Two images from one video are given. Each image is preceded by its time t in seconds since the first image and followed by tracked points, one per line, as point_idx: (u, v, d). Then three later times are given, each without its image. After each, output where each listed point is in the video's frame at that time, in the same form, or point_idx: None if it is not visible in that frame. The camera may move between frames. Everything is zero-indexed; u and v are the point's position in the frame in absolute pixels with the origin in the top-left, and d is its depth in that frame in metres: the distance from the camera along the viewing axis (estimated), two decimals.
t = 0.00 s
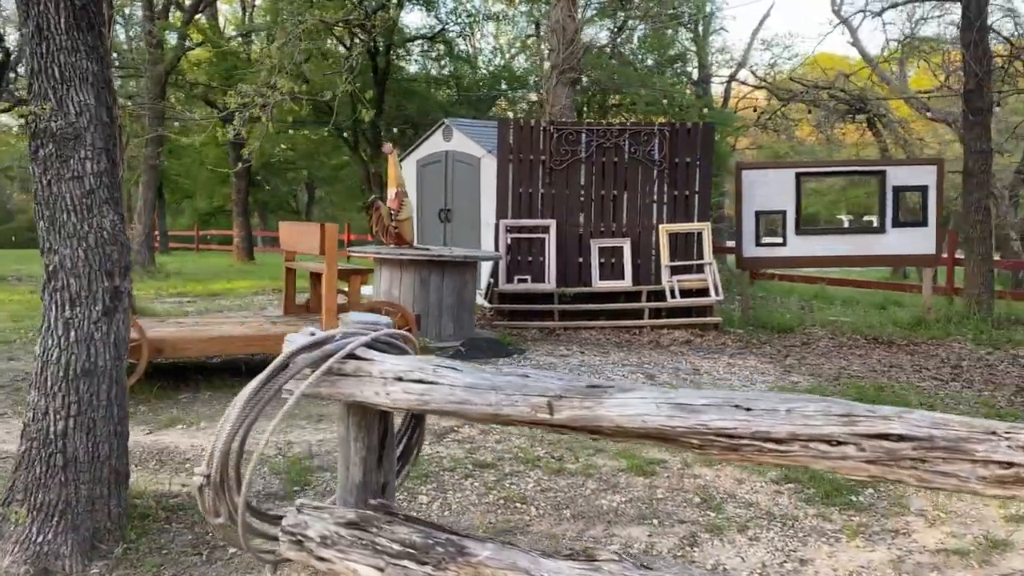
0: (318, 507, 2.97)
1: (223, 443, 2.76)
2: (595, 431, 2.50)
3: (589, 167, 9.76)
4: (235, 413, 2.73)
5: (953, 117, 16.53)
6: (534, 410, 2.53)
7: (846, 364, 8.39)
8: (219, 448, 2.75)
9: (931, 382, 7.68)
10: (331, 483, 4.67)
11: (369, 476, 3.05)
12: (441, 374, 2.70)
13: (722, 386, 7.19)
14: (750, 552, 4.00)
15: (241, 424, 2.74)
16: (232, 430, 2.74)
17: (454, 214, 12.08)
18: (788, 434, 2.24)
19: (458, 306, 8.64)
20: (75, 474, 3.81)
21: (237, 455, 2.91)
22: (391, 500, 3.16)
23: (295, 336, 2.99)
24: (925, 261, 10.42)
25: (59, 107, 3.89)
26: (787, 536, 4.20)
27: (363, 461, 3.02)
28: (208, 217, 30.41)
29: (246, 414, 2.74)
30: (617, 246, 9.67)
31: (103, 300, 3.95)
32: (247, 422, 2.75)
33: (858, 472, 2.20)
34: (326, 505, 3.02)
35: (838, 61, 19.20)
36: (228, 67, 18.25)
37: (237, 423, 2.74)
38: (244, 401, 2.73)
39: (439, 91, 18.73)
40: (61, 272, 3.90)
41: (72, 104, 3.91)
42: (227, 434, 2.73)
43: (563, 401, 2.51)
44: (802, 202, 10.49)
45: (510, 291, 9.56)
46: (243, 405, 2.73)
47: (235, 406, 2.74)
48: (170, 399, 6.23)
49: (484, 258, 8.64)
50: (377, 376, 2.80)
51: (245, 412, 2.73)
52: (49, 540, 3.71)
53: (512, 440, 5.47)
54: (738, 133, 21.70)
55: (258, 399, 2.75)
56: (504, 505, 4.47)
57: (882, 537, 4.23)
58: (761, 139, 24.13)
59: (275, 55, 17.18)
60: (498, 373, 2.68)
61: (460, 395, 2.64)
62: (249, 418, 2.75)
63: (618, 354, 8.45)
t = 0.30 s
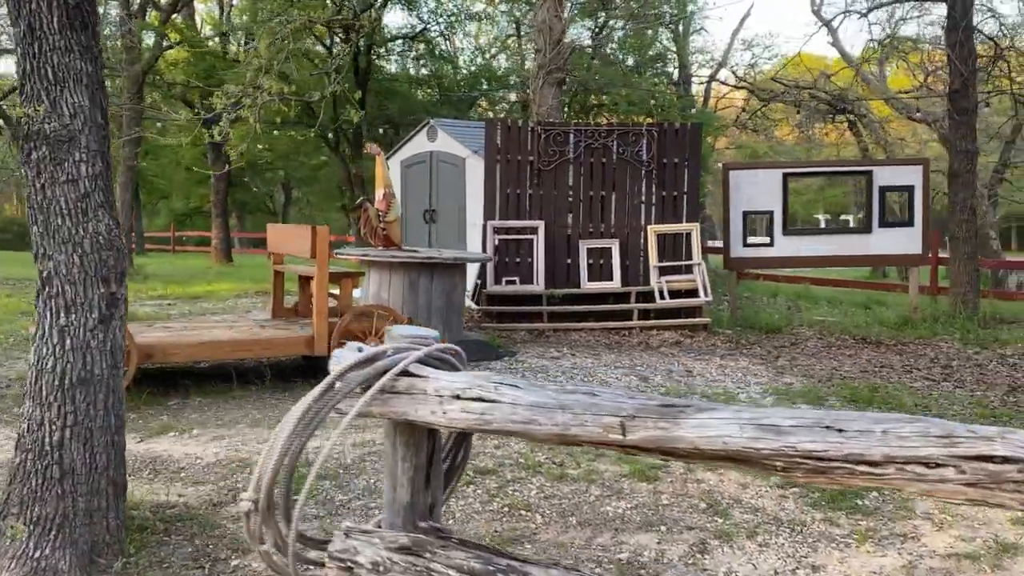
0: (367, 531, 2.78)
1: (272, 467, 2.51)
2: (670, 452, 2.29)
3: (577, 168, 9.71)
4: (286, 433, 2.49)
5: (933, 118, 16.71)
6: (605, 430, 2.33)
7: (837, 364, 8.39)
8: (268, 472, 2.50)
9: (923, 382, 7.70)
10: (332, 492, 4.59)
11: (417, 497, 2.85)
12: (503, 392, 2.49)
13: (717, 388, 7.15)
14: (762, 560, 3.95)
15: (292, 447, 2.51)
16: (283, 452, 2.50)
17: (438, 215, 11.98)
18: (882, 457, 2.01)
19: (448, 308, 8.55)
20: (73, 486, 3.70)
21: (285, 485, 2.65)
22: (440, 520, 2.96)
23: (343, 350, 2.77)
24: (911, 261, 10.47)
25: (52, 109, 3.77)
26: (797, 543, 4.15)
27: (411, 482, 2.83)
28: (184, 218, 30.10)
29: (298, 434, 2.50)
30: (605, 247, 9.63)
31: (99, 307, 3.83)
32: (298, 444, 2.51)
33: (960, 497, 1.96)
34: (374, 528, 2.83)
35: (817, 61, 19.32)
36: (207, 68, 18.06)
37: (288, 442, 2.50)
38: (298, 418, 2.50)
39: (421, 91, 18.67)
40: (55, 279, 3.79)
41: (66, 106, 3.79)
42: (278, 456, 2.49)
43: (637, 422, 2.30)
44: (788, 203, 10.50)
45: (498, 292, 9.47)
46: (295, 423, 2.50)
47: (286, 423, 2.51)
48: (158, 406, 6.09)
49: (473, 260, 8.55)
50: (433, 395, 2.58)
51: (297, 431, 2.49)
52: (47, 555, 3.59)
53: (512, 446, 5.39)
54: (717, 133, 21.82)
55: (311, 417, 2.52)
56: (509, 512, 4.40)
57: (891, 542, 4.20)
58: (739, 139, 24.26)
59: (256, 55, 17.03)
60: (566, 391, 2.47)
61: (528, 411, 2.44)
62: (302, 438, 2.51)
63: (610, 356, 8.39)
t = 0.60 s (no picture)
0: (426, 554, 2.70)
1: (336, 485, 2.47)
2: (758, 472, 2.27)
3: (563, 168, 9.65)
4: (353, 445, 2.47)
5: (910, 118, 16.82)
6: (690, 449, 2.30)
7: (825, 364, 8.41)
8: (332, 490, 2.46)
9: (912, 382, 7.73)
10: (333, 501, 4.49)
11: (473, 516, 2.80)
12: (577, 409, 2.43)
13: (711, 389, 7.12)
14: (773, 565, 3.92)
15: (357, 463, 2.48)
16: (349, 464, 2.47)
17: (421, 215, 11.89)
18: (992, 476, 1.99)
19: (436, 309, 8.46)
20: (70, 498, 3.60)
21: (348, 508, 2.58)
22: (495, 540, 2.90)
23: (398, 366, 2.76)
24: (894, 261, 10.53)
25: (46, 110, 3.66)
26: (807, 547, 4.12)
27: (468, 501, 2.78)
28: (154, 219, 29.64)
29: (362, 449, 2.47)
30: (592, 248, 9.59)
31: (96, 313, 3.75)
32: (363, 459, 2.48)
33: None
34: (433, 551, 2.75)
35: (794, 61, 19.37)
36: (181, 67, 17.79)
37: (353, 457, 2.47)
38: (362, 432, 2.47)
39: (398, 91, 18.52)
40: (51, 285, 3.70)
41: (60, 106, 3.68)
42: (343, 473, 2.45)
43: (725, 440, 2.28)
44: (772, 203, 10.51)
45: (484, 294, 9.39)
46: (360, 439, 2.47)
47: (350, 438, 2.48)
48: (145, 412, 5.96)
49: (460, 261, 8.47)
50: (500, 412, 2.53)
51: (362, 446, 2.47)
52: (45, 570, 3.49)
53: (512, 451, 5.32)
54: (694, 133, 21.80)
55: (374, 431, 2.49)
56: (514, 518, 4.32)
57: (898, 545, 4.19)
58: (715, 139, 24.29)
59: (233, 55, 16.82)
60: (647, 405, 2.44)
61: (605, 422, 2.39)
62: (366, 454, 2.48)
63: (600, 357, 8.35)
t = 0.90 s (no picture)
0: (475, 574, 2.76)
1: (397, 499, 2.38)
2: (847, 487, 2.15)
3: (549, 168, 9.59)
4: (415, 458, 2.39)
5: (887, 117, 16.91)
6: (775, 464, 2.20)
7: (814, 364, 8.40)
8: (389, 514, 2.37)
9: (901, 381, 7.74)
10: (329, 508, 4.39)
11: (527, 535, 2.72)
12: (649, 421, 2.37)
13: (703, 390, 7.08)
14: (782, 569, 3.87)
15: (415, 485, 2.39)
16: (411, 478, 2.38)
17: (404, 216, 11.78)
18: None
19: (423, 311, 8.38)
20: (62, 510, 3.47)
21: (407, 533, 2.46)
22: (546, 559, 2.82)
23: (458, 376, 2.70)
24: (878, 260, 10.57)
25: (34, 109, 3.53)
26: (813, 550, 4.08)
27: (522, 519, 2.71)
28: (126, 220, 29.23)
29: (423, 467, 2.39)
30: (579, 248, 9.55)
31: (87, 318, 3.63)
32: (422, 481, 2.39)
33: None
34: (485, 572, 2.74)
35: (772, 62, 19.43)
36: (156, 67, 17.54)
37: (411, 480, 2.38)
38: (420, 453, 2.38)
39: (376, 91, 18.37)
40: (41, 289, 3.57)
41: (49, 105, 3.55)
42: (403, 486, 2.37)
43: (813, 454, 2.16)
44: (757, 203, 10.51)
45: (471, 295, 9.30)
46: (422, 452, 2.39)
47: (408, 459, 2.39)
48: (131, 418, 5.82)
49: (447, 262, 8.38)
50: (563, 424, 2.47)
51: (420, 468, 2.38)
52: None
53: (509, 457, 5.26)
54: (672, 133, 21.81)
55: (434, 451, 2.40)
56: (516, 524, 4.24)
57: (905, 547, 4.16)
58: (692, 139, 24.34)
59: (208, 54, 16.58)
60: (723, 418, 2.35)
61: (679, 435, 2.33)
62: (427, 468, 2.39)
63: (590, 358, 8.29)
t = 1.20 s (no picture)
0: None
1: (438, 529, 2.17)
2: (946, 510, 1.86)
3: (539, 168, 9.48)
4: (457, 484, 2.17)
5: (871, 119, 17.01)
6: (864, 483, 1.92)
7: (806, 366, 8.34)
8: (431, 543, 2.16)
9: (895, 383, 7.69)
10: (324, 516, 4.26)
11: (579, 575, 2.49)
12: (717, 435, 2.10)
13: (698, 393, 6.99)
14: None
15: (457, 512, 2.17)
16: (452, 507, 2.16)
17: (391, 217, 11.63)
18: None
19: (412, 313, 8.25)
20: (48, 521, 3.31)
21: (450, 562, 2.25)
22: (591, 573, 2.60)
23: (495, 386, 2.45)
24: (867, 261, 10.55)
25: (18, 100, 3.36)
26: (821, 557, 3.98)
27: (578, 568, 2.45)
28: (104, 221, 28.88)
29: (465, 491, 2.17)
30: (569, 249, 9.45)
31: (74, 321, 3.49)
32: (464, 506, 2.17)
33: None
34: None
35: (756, 64, 19.52)
36: (136, 65, 17.37)
37: (453, 507, 2.16)
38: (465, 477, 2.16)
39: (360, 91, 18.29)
40: (24, 289, 3.39)
41: (34, 97, 3.39)
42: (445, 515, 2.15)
43: (905, 471, 1.88)
44: (747, 204, 10.47)
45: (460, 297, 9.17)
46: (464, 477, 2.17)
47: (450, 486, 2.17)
48: (115, 423, 5.65)
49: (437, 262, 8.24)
50: (623, 440, 2.20)
51: (465, 492, 2.16)
52: None
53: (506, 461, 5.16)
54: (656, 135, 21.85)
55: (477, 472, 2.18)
56: (518, 532, 4.12)
57: (914, 554, 4.07)
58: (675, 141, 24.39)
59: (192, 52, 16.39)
60: (801, 433, 2.06)
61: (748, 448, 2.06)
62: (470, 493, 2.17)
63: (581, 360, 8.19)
